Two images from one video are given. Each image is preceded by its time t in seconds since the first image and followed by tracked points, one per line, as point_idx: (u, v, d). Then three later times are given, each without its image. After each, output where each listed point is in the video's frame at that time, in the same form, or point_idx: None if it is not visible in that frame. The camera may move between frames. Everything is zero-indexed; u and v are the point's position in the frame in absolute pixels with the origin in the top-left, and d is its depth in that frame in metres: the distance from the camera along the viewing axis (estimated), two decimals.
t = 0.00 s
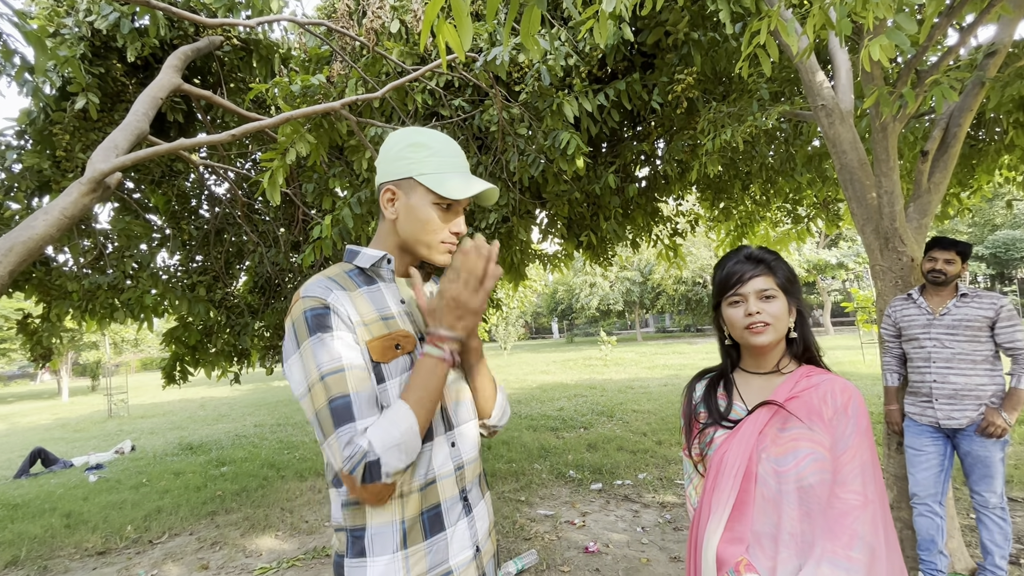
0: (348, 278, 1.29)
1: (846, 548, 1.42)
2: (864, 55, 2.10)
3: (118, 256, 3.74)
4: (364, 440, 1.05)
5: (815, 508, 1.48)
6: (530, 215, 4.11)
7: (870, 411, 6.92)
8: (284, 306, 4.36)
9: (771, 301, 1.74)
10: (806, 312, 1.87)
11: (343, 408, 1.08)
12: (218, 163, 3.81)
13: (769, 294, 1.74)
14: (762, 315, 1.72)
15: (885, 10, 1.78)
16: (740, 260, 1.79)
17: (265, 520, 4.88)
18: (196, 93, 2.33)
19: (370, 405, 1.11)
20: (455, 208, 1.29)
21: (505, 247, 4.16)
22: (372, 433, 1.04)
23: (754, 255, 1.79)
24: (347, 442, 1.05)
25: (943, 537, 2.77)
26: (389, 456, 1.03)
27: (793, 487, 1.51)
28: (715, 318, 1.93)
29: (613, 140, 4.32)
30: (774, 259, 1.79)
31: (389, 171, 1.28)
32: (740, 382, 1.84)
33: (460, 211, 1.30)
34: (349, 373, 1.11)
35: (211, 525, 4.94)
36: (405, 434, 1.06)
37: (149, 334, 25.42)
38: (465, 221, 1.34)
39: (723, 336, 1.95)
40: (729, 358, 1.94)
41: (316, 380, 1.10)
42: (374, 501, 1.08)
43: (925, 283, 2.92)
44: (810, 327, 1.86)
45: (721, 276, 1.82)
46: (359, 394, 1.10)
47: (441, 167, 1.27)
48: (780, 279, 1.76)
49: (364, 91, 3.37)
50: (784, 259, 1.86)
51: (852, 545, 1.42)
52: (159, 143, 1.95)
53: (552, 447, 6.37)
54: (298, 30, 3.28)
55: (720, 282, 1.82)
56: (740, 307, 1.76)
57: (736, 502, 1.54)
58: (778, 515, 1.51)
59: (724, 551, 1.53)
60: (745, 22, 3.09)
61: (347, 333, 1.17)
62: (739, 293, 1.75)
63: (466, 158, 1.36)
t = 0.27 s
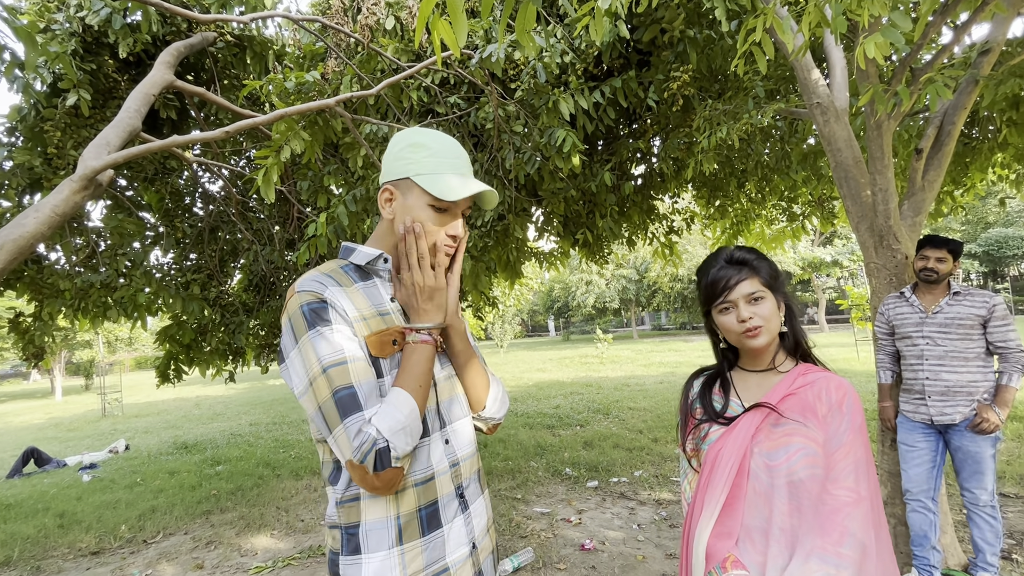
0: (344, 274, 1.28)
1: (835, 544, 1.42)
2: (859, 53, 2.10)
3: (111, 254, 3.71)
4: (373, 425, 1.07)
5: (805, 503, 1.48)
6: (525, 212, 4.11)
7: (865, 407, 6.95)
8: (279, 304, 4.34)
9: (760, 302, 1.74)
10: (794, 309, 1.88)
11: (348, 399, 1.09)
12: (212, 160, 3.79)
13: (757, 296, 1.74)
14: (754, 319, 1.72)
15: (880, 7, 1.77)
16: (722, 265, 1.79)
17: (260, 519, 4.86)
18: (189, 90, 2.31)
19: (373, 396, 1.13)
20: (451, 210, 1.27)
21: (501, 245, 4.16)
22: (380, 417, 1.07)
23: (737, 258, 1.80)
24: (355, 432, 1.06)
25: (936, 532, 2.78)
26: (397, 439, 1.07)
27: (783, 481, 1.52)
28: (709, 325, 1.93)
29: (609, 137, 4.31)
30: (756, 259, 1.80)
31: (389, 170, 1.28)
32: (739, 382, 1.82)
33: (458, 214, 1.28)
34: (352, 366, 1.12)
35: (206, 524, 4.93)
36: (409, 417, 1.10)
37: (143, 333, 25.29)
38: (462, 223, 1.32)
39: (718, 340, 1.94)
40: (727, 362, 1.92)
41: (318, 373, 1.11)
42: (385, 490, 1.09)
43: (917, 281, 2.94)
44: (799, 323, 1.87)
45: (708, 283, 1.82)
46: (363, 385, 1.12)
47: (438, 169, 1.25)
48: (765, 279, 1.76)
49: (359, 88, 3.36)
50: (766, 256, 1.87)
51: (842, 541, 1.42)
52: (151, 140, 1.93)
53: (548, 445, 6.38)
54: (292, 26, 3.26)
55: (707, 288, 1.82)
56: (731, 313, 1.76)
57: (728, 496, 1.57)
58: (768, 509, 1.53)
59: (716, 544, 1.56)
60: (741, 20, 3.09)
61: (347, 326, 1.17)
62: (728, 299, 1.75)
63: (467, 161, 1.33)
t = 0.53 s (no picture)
0: (338, 272, 1.27)
1: (822, 540, 1.42)
2: (856, 51, 2.09)
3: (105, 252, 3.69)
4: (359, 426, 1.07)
5: (793, 499, 1.49)
6: (522, 210, 4.10)
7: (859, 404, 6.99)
8: (275, 302, 4.32)
9: (751, 300, 1.74)
10: (787, 306, 1.88)
11: (336, 399, 1.08)
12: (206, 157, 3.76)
13: (747, 295, 1.74)
14: (746, 318, 1.72)
15: (877, 6, 1.77)
16: (710, 265, 1.79)
17: (257, 518, 4.85)
18: (183, 86, 2.28)
19: (361, 396, 1.12)
20: (444, 206, 1.26)
21: (497, 242, 4.15)
22: (365, 418, 1.06)
23: (725, 257, 1.79)
24: (342, 433, 1.06)
25: (933, 529, 2.79)
26: (382, 441, 1.06)
27: (772, 477, 1.52)
28: (703, 323, 1.93)
29: (606, 135, 4.30)
30: (745, 256, 1.79)
31: (386, 164, 1.28)
32: (735, 380, 1.82)
33: (451, 210, 1.27)
34: (341, 366, 1.11)
35: (201, 523, 4.91)
36: (397, 419, 1.08)
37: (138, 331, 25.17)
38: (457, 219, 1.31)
39: (712, 339, 1.94)
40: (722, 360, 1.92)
41: (307, 373, 1.10)
42: (371, 491, 1.08)
43: (913, 279, 2.95)
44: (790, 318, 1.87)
45: (698, 283, 1.82)
46: (353, 384, 1.11)
47: (431, 165, 1.24)
48: (755, 276, 1.76)
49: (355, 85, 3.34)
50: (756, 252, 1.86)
51: (829, 537, 1.43)
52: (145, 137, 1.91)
53: (545, 442, 6.38)
54: (287, 23, 3.24)
55: (697, 288, 1.82)
56: (723, 313, 1.76)
57: (719, 492, 1.57)
58: (758, 505, 1.54)
59: (706, 539, 1.57)
60: (737, 18, 3.09)
61: (338, 324, 1.16)
62: (718, 299, 1.75)
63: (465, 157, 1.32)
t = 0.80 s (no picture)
0: (329, 274, 1.27)
1: (815, 539, 1.43)
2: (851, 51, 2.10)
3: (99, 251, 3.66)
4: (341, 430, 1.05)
5: (787, 497, 1.49)
6: (520, 209, 4.09)
7: (854, 403, 7.02)
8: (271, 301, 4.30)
9: (747, 298, 1.74)
10: (782, 305, 1.89)
11: (321, 401, 1.08)
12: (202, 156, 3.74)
13: (744, 293, 1.74)
14: (740, 315, 1.72)
15: (872, 6, 1.78)
16: (710, 262, 1.79)
17: (253, 517, 4.83)
18: (178, 84, 2.27)
19: (348, 398, 1.11)
20: (429, 180, 1.29)
21: (494, 241, 4.14)
22: (348, 421, 1.05)
23: (725, 254, 1.79)
24: (326, 436, 1.05)
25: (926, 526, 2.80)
26: (366, 445, 1.04)
27: (766, 475, 1.53)
28: (698, 319, 1.94)
29: (602, 134, 4.30)
30: (744, 254, 1.79)
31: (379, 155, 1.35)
32: (729, 378, 1.82)
33: (433, 183, 1.28)
34: (326, 369, 1.10)
35: (197, 522, 4.89)
36: (383, 422, 1.07)
37: (133, 330, 25.05)
38: (443, 198, 1.32)
39: (707, 335, 1.95)
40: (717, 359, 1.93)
41: (294, 375, 1.10)
42: (356, 494, 1.07)
43: (907, 278, 2.96)
44: (785, 317, 1.88)
45: (696, 279, 1.82)
46: (338, 387, 1.10)
47: (413, 142, 1.28)
48: (753, 275, 1.76)
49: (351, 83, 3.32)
50: (756, 250, 1.86)
51: (822, 536, 1.43)
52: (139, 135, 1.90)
53: (542, 441, 6.38)
54: (283, 20, 3.23)
55: (695, 284, 1.82)
56: (718, 310, 1.76)
57: (713, 491, 1.58)
58: (752, 503, 1.54)
59: (700, 537, 1.58)
60: (734, 17, 3.10)
61: (326, 326, 1.15)
62: (715, 296, 1.75)
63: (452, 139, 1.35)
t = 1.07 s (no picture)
0: (321, 275, 1.27)
1: (810, 537, 1.44)
2: (846, 52, 2.10)
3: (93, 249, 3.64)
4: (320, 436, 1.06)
5: (782, 497, 1.50)
6: (516, 208, 4.09)
7: (848, 402, 7.06)
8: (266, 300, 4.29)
9: (745, 298, 1.74)
10: (779, 306, 1.90)
11: (302, 404, 1.08)
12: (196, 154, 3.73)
13: (743, 293, 1.74)
14: (738, 316, 1.73)
15: (867, 7, 1.78)
16: (711, 259, 1.79)
17: (248, 517, 4.82)
18: (172, 82, 2.25)
19: (330, 402, 1.11)
20: (432, 192, 1.29)
21: (490, 241, 4.14)
22: (328, 428, 1.06)
23: (727, 252, 1.79)
24: (304, 440, 1.06)
25: (918, 523, 2.82)
26: (344, 452, 1.05)
27: (762, 474, 1.54)
28: (695, 316, 1.94)
29: (599, 134, 4.30)
30: (745, 254, 1.80)
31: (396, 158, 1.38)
32: (723, 376, 1.83)
33: (435, 195, 1.28)
34: (309, 372, 1.10)
35: (192, 522, 4.87)
36: (362, 430, 1.07)
37: (127, 329, 24.92)
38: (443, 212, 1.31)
39: (704, 332, 1.95)
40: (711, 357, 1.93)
41: (277, 376, 1.10)
42: (333, 499, 1.08)
43: (900, 277, 2.99)
44: (782, 317, 1.89)
45: (696, 275, 1.82)
46: (321, 391, 1.10)
47: (425, 152, 1.29)
48: (753, 275, 1.77)
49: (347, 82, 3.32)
50: (757, 252, 1.86)
51: (818, 534, 1.44)
52: (133, 133, 1.89)
53: (538, 440, 6.39)
54: (279, 19, 3.22)
55: (695, 281, 1.83)
56: (716, 308, 1.77)
57: (709, 491, 1.59)
58: (748, 503, 1.55)
59: (696, 537, 1.58)
60: (730, 17, 3.10)
61: (314, 328, 1.15)
62: (713, 294, 1.76)
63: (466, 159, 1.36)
